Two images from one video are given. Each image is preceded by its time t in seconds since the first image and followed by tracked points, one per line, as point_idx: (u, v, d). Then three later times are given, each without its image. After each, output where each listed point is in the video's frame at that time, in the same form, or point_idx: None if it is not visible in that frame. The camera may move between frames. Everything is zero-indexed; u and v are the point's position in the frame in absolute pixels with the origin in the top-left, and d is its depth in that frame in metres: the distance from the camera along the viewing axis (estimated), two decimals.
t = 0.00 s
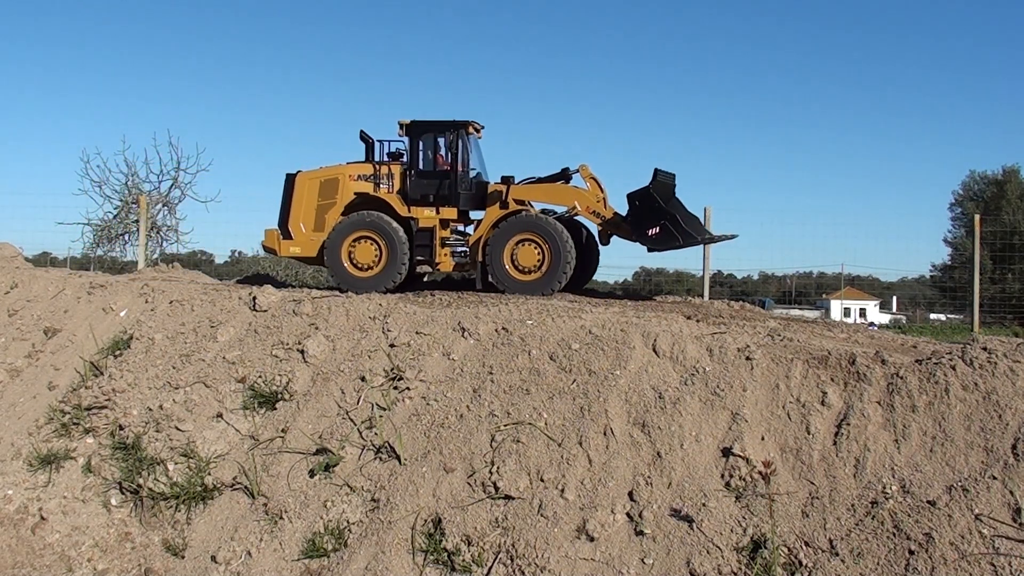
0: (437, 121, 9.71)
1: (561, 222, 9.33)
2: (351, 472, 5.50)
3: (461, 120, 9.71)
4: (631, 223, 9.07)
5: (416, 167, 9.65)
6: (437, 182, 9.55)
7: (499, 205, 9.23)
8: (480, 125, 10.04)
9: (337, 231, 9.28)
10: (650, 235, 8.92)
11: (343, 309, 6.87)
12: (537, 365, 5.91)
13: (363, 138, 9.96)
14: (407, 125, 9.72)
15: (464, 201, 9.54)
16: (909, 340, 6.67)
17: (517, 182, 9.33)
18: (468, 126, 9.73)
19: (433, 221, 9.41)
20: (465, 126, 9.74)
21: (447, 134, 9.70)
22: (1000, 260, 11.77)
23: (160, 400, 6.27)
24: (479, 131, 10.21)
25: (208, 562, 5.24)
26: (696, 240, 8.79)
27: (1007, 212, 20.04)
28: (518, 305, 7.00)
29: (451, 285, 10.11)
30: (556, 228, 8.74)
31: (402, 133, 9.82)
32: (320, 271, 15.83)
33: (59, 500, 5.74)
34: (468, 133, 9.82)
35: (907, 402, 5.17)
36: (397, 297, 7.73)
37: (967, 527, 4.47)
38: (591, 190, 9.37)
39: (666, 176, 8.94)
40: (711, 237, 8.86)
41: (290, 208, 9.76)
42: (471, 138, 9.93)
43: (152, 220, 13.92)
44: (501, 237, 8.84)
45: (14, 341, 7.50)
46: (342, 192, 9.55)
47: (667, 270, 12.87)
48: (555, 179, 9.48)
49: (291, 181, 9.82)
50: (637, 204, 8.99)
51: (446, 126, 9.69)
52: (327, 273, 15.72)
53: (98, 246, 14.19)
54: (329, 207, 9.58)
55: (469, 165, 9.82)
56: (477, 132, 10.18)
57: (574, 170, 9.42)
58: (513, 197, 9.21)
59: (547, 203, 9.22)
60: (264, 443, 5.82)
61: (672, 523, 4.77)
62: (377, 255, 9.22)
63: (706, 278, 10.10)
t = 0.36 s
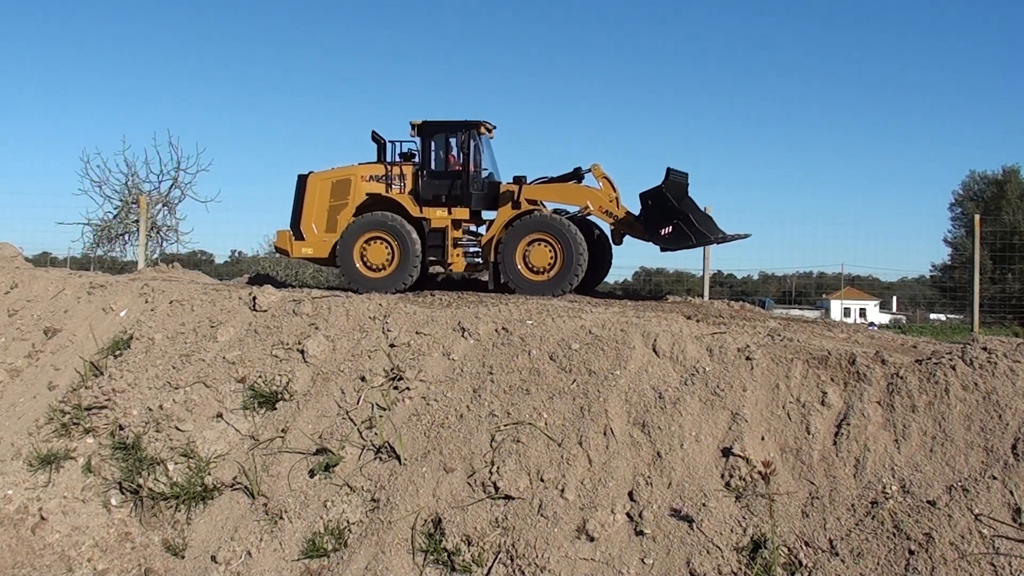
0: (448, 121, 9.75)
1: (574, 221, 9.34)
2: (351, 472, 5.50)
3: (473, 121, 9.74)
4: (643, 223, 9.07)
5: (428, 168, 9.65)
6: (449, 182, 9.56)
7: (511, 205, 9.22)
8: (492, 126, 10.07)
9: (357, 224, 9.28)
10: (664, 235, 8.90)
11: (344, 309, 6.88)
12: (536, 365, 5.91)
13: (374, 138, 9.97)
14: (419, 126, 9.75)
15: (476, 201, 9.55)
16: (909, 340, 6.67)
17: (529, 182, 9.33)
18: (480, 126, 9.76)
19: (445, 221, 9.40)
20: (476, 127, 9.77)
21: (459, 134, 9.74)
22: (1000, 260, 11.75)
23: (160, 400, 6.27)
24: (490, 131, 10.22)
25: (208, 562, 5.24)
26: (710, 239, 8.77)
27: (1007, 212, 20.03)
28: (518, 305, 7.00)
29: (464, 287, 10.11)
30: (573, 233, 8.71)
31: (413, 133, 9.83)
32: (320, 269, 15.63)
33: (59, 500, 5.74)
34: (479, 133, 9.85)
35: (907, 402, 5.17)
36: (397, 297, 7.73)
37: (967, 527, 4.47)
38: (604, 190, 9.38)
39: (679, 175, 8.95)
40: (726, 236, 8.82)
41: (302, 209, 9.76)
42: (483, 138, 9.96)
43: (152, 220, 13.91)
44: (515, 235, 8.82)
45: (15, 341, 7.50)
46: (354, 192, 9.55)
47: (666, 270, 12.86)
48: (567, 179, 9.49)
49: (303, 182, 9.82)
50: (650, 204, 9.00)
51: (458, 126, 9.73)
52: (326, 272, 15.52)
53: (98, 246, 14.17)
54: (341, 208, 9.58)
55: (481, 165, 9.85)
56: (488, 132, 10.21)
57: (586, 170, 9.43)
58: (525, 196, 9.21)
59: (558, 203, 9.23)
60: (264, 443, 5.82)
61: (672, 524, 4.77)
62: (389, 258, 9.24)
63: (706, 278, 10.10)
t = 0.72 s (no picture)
0: (464, 121, 9.73)
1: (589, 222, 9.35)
2: (351, 472, 5.50)
3: (489, 121, 9.71)
4: (659, 224, 9.09)
5: (443, 168, 9.64)
6: (465, 183, 9.54)
7: (526, 205, 9.19)
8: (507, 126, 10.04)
9: (384, 219, 9.26)
10: (679, 236, 8.93)
11: (344, 309, 6.88)
12: (536, 365, 5.92)
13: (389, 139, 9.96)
14: (435, 126, 9.73)
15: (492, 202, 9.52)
16: (909, 340, 6.67)
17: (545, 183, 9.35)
18: (496, 127, 9.74)
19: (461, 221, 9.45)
20: (492, 127, 9.75)
21: (475, 135, 9.71)
22: (1000, 260, 11.75)
23: (160, 400, 6.27)
24: (506, 131, 10.21)
25: (208, 562, 5.24)
26: (725, 241, 8.83)
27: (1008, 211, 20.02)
28: (518, 305, 7.00)
29: (478, 288, 10.16)
30: (593, 243, 8.71)
31: (429, 133, 9.82)
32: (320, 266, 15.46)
33: (59, 499, 5.74)
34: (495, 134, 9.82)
35: (907, 402, 5.17)
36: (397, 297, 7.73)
37: (967, 527, 4.47)
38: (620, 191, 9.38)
39: (695, 176, 8.95)
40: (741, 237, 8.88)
41: (318, 209, 9.75)
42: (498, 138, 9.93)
43: (152, 220, 13.92)
44: (535, 231, 8.80)
45: (14, 341, 7.50)
46: (369, 193, 9.52)
47: (667, 270, 12.84)
48: (583, 179, 9.49)
49: (319, 182, 9.79)
50: (666, 204, 9.00)
51: (474, 127, 9.70)
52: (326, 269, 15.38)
53: (98, 246, 14.17)
54: (357, 209, 9.57)
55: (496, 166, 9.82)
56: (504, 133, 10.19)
57: (603, 170, 9.45)
58: (541, 197, 9.23)
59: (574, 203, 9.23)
60: (264, 443, 5.82)
61: (672, 523, 4.77)
62: (402, 263, 9.24)
63: (706, 278, 10.10)
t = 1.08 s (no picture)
0: (479, 121, 9.71)
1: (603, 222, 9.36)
2: (351, 472, 5.50)
3: (503, 120, 9.68)
4: (673, 226, 9.06)
5: (457, 168, 9.62)
6: (479, 183, 9.52)
7: (539, 205, 9.21)
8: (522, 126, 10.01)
9: (409, 217, 9.24)
10: (694, 238, 8.89)
11: (344, 309, 6.88)
12: (536, 365, 5.92)
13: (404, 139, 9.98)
14: (450, 126, 9.72)
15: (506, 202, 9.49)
16: (909, 340, 6.67)
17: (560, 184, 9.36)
18: (511, 127, 9.71)
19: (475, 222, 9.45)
20: (507, 127, 9.72)
21: (490, 134, 9.69)
22: (1001, 260, 11.70)
23: (160, 400, 6.27)
24: (522, 132, 10.19)
25: (208, 562, 5.24)
26: (740, 243, 8.75)
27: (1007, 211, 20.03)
28: (518, 305, 7.00)
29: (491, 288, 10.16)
30: (608, 246, 8.70)
31: (443, 133, 9.82)
32: (320, 266, 15.47)
33: (59, 499, 5.74)
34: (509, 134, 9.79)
35: (907, 402, 5.17)
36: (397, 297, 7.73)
37: (967, 527, 4.47)
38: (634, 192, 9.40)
39: (710, 179, 8.97)
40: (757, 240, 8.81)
41: (332, 206, 9.79)
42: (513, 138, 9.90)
43: (152, 220, 13.92)
44: (549, 230, 8.81)
45: (14, 341, 7.50)
46: (383, 192, 9.56)
47: (667, 270, 12.87)
48: (598, 180, 9.52)
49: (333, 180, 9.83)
50: (681, 206, 8.98)
51: (489, 127, 9.68)
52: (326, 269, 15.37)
53: (98, 246, 14.17)
54: (370, 208, 9.59)
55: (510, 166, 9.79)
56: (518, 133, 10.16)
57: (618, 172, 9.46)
58: (555, 197, 9.21)
59: (588, 203, 9.25)
60: (264, 443, 5.82)
61: (672, 524, 4.77)
62: (412, 265, 9.26)
63: (706, 278, 10.10)
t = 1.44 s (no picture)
0: (497, 122, 9.76)
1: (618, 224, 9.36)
2: (351, 472, 5.50)
3: (520, 121, 9.73)
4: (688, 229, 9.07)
5: (473, 168, 9.68)
6: (494, 183, 9.59)
7: (556, 206, 9.23)
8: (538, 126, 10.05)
9: (432, 218, 9.21)
10: (711, 240, 8.91)
11: (344, 309, 6.88)
12: (537, 365, 5.92)
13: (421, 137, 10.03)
14: (467, 125, 9.78)
15: (521, 203, 9.56)
16: (909, 340, 6.67)
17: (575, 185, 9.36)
18: (527, 127, 9.76)
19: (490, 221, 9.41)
20: (524, 128, 9.77)
21: (507, 135, 9.73)
22: (1001, 260, 11.70)
23: (160, 400, 6.27)
24: (538, 131, 10.22)
25: (208, 562, 5.24)
26: (756, 245, 8.76)
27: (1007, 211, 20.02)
28: (518, 305, 7.00)
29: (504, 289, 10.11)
30: (624, 250, 8.65)
31: (460, 133, 9.87)
32: (320, 266, 15.48)
33: (59, 500, 5.74)
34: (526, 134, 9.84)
35: (907, 402, 5.17)
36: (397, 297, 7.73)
37: (967, 527, 4.47)
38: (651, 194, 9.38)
39: (726, 181, 8.97)
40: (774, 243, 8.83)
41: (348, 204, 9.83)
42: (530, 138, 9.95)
43: (152, 220, 13.92)
44: (565, 229, 8.81)
45: (14, 341, 7.50)
46: (399, 191, 9.59)
47: (666, 270, 12.87)
48: (614, 182, 9.52)
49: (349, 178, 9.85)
50: (698, 207, 8.97)
51: (506, 127, 9.74)
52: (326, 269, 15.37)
53: (98, 246, 14.17)
54: (386, 207, 9.62)
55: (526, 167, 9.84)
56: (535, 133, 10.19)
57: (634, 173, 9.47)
58: (570, 198, 9.24)
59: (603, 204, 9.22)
60: (264, 443, 5.82)
61: (672, 524, 4.77)
62: (424, 266, 9.25)
63: (706, 278, 10.10)
